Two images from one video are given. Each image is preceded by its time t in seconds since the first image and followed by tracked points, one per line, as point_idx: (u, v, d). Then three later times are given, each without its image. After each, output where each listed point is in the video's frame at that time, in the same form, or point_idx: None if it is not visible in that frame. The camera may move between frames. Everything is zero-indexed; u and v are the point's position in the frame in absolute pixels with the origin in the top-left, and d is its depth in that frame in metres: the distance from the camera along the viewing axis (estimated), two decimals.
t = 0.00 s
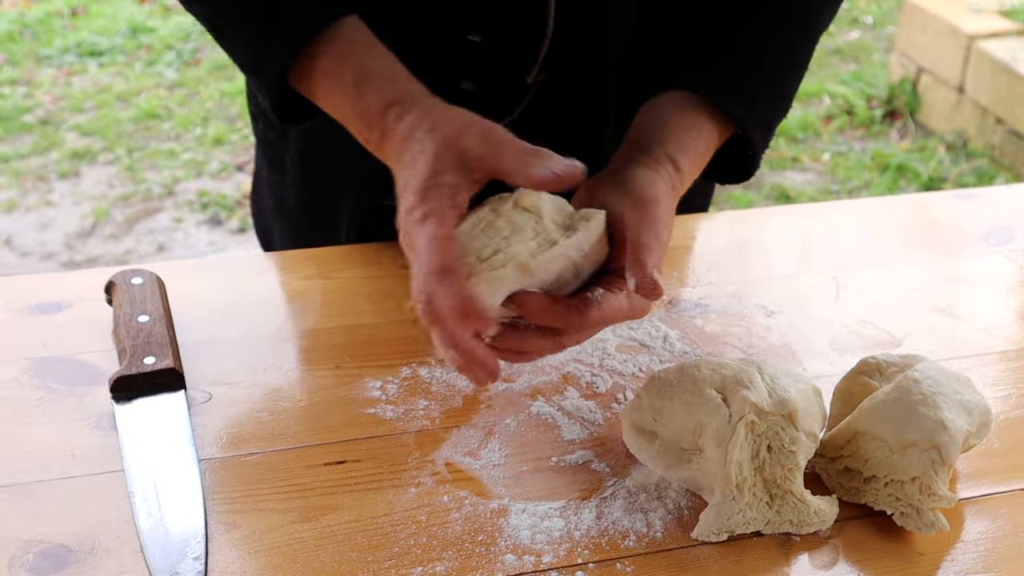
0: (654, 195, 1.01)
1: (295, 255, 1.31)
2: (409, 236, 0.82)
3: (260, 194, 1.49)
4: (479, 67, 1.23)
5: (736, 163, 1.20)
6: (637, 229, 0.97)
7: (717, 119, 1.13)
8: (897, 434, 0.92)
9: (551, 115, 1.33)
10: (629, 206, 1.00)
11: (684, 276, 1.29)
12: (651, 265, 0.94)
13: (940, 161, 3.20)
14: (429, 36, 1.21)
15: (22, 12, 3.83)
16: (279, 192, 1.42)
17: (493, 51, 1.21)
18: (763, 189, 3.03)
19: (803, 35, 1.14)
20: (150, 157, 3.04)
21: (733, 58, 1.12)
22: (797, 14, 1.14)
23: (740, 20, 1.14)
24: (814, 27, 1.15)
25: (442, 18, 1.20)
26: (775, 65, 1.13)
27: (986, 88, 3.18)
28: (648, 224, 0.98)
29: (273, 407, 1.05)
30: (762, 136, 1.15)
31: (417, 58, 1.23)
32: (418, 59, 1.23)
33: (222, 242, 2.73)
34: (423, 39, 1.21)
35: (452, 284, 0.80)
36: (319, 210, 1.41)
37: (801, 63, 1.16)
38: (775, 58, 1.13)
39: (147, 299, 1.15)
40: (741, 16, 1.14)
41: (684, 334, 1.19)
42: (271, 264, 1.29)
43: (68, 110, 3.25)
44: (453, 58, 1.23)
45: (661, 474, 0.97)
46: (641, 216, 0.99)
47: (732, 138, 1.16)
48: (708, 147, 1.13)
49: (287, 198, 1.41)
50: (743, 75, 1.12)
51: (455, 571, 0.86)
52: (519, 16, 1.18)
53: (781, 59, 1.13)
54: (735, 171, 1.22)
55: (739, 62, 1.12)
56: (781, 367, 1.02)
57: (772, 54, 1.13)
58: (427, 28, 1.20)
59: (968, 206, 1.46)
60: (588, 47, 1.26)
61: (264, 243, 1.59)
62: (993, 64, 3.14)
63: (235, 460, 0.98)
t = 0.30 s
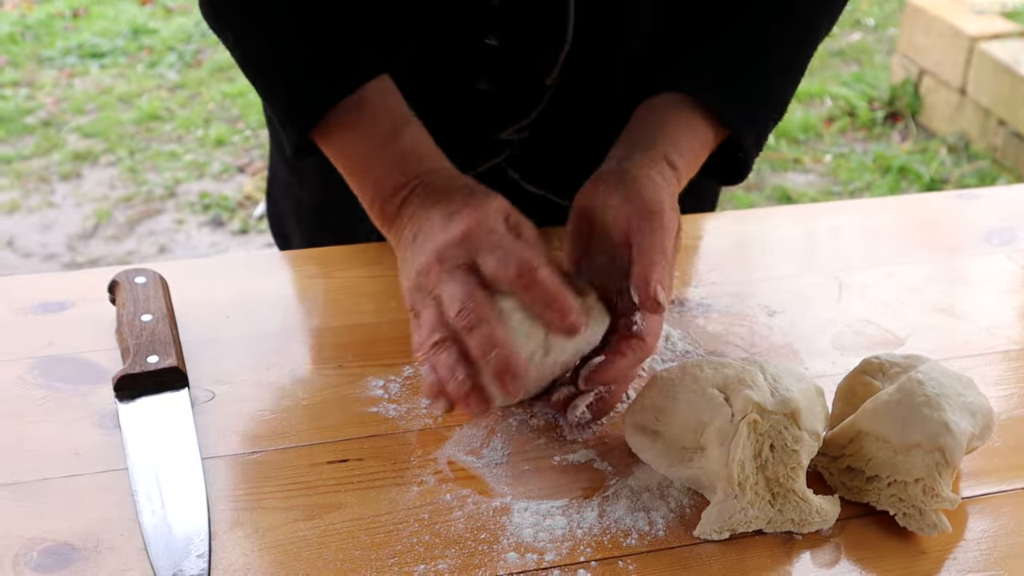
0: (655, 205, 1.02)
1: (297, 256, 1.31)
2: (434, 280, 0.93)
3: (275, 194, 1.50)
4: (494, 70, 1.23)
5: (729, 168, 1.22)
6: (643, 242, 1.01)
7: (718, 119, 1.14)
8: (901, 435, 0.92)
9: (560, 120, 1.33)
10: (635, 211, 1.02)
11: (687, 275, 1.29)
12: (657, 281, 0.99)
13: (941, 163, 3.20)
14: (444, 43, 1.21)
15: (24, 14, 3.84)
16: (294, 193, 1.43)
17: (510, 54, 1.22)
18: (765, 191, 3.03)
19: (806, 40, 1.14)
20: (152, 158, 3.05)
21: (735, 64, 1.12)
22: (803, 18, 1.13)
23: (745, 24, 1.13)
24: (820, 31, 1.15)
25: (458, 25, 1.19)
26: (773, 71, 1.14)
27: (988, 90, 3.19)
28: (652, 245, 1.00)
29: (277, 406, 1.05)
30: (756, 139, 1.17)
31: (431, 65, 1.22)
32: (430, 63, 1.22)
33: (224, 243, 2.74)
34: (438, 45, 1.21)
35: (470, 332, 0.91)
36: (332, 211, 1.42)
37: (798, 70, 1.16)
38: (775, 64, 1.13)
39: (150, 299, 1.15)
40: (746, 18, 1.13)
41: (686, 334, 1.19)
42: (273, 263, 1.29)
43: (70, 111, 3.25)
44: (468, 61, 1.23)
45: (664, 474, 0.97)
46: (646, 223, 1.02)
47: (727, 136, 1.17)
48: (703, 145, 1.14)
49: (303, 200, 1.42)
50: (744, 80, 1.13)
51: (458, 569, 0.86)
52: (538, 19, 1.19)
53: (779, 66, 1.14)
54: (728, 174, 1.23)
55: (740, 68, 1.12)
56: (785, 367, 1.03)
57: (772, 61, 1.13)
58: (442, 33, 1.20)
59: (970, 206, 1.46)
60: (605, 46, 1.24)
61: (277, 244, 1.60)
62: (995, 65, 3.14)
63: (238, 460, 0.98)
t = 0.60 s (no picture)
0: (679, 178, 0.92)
1: (294, 256, 1.31)
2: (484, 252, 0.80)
3: (282, 194, 1.50)
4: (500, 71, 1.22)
5: (749, 157, 1.14)
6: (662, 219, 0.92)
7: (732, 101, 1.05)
8: (900, 437, 0.92)
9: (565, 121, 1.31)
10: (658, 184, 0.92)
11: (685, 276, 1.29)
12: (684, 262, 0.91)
13: (940, 164, 3.20)
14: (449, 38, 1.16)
15: (22, 15, 3.83)
16: (300, 192, 1.42)
17: (519, 51, 1.17)
18: (764, 192, 3.03)
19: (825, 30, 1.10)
20: (151, 159, 3.05)
21: (755, 46, 1.05)
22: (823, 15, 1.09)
23: (767, 13, 1.07)
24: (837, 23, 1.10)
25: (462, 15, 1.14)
26: (792, 57, 1.07)
27: (987, 91, 3.19)
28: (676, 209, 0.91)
29: (274, 406, 1.05)
30: (774, 124, 1.08)
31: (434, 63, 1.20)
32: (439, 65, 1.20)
33: (222, 244, 2.73)
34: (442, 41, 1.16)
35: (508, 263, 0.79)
36: (337, 212, 1.41)
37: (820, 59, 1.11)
38: (795, 54, 1.08)
39: (147, 299, 1.15)
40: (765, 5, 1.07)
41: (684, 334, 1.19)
42: (270, 264, 1.29)
43: (69, 112, 3.25)
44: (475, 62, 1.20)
45: (661, 475, 0.97)
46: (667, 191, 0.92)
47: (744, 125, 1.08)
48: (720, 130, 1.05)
49: (310, 200, 1.41)
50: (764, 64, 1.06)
51: (455, 570, 0.86)
52: (548, 16, 1.13)
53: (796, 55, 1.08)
54: (742, 167, 1.16)
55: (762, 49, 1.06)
56: (783, 368, 1.03)
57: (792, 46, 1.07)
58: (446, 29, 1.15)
59: (968, 207, 1.46)
60: (609, 36, 1.21)
61: (286, 241, 1.60)
62: (994, 66, 3.14)
63: (235, 461, 0.98)
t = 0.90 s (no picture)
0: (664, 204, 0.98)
1: (288, 256, 1.30)
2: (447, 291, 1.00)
3: (284, 196, 1.50)
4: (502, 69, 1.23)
5: (730, 174, 1.21)
6: (650, 225, 0.96)
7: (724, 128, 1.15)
8: (894, 438, 0.92)
9: (567, 120, 1.33)
10: (645, 202, 0.98)
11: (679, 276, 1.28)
12: (670, 261, 0.92)
13: (938, 164, 3.20)
14: (454, 38, 1.21)
15: (20, 14, 3.83)
16: (301, 191, 1.42)
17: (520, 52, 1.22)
18: (761, 191, 3.03)
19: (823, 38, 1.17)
20: (148, 158, 3.04)
21: (756, 63, 1.14)
22: (819, 19, 1.16)
23: (773, 23, 1.16)
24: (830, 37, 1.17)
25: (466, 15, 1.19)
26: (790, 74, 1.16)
27: (985, 91, 3.18)
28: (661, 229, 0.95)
29: (266, 406, 1.05)
30: (757, 143, 1.16)
31: (434, 61, 1.23)
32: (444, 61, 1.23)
33: (219, 243, 2.73)
34: (445, 44, 1.21)
35: (487, 310, 0.99)
36: (342, 210, 1.41)
37: (814, 70, 1.18)
38: (791, 67, 1.16)
39: (140, 298, 1.14)
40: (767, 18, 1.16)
41: (679, 334, 1.18)
42: (264, 264, 1.29)
43: (67, 111, 3.25)
44: (477, 60, 1.23)
45: (654, 475, 0.96)
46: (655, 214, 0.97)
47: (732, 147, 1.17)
48: (706, 148, 1.13)
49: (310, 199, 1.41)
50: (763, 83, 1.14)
51: (447, 571, 0.86)
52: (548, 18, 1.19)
53: (795, 71, 1.16)
54: (730, 181, 1.22)
55: (759, 67, 1.14)
56: (777, 368, 1.02)
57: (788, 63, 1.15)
58: (451, 28, 1.20)
59: (965, 206, 1.46)
60: (610, 42, 1.25)
61: (288, 244, 1.59)
62: (992, 66, 3.14)
63: (227, 461, 0.97)
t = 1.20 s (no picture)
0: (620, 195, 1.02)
1: (278, 253, 1.30)
2: (426, 288, 0.92)
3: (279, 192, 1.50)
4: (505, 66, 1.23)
5: (711, 166, 1.26)
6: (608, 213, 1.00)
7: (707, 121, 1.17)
8: (884, 435, 0.92)
9: (566, 115, 1.33)
10: (603, 195, 1.02)
11: (671, 273, 1.28)
12: (618, 257, 0.98)
13: (931, 162, 3.20)
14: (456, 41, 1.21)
15: (13, 10, 3.82)
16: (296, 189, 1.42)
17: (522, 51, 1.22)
18: (755, 189, 3.03)
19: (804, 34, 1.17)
20: (141, 156, 3.03)
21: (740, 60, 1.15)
22: (798, 22, 1.16)
23: (766, 15, 1.16)
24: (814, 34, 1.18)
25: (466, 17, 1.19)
26: (772, 70, 1.17)
27: (978, 89, 3.19)
28: (613, 233, 0.99)
29: (256, 404, 1.04)
30: (737, 137, 1.20)
31: (436, 62, 1.24)
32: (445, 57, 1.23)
33: (212, 241, 2.72)
34: (446, 40, 1.21)
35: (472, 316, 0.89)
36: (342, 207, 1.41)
37: (797, 69, 1.19)
38: (775, 63, 1.17)
39: (129, 296, 1.14)
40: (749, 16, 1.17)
41: (670, 331, 1.18)
42: (254, 260, 1.28)
43: (59, 108, 3.24)
44: (478, 57, 1.23)
45: (644, 472, 0.96)
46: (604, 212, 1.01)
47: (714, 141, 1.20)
48: (687, 141, 1.15)
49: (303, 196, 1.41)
50: (745, 78, 1.16)
51: (436, 568, 0.86)
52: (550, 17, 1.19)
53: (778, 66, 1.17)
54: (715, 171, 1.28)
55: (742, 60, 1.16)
56: (767, 366, 1.02)
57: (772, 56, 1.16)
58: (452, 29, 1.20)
59: (956, 204, 1.46)
60: (610, 41, 1.25)
61: (283, 239, 1.59)
62: (985, 64, 3.14)
63: (216, 458, 0.97)
